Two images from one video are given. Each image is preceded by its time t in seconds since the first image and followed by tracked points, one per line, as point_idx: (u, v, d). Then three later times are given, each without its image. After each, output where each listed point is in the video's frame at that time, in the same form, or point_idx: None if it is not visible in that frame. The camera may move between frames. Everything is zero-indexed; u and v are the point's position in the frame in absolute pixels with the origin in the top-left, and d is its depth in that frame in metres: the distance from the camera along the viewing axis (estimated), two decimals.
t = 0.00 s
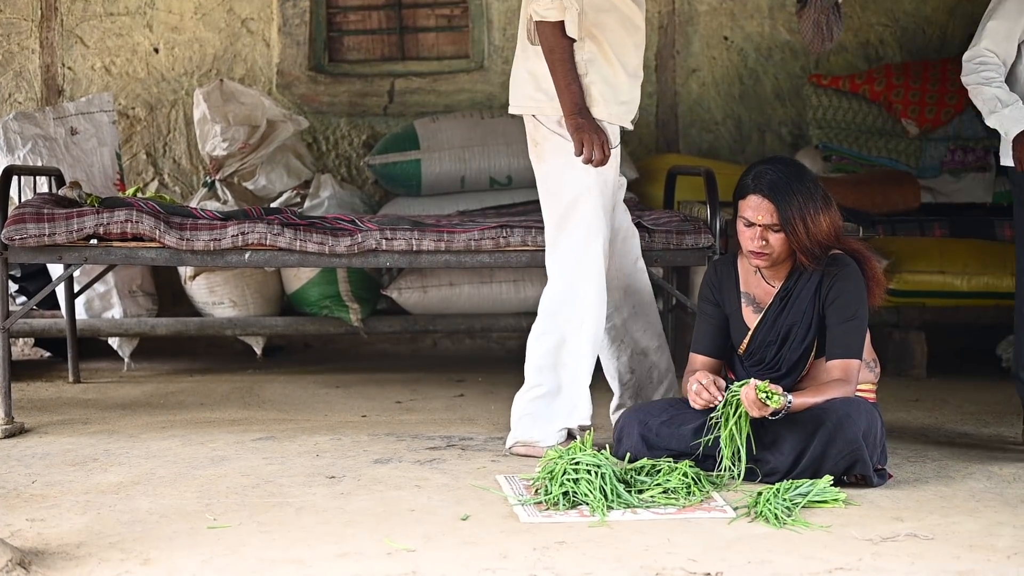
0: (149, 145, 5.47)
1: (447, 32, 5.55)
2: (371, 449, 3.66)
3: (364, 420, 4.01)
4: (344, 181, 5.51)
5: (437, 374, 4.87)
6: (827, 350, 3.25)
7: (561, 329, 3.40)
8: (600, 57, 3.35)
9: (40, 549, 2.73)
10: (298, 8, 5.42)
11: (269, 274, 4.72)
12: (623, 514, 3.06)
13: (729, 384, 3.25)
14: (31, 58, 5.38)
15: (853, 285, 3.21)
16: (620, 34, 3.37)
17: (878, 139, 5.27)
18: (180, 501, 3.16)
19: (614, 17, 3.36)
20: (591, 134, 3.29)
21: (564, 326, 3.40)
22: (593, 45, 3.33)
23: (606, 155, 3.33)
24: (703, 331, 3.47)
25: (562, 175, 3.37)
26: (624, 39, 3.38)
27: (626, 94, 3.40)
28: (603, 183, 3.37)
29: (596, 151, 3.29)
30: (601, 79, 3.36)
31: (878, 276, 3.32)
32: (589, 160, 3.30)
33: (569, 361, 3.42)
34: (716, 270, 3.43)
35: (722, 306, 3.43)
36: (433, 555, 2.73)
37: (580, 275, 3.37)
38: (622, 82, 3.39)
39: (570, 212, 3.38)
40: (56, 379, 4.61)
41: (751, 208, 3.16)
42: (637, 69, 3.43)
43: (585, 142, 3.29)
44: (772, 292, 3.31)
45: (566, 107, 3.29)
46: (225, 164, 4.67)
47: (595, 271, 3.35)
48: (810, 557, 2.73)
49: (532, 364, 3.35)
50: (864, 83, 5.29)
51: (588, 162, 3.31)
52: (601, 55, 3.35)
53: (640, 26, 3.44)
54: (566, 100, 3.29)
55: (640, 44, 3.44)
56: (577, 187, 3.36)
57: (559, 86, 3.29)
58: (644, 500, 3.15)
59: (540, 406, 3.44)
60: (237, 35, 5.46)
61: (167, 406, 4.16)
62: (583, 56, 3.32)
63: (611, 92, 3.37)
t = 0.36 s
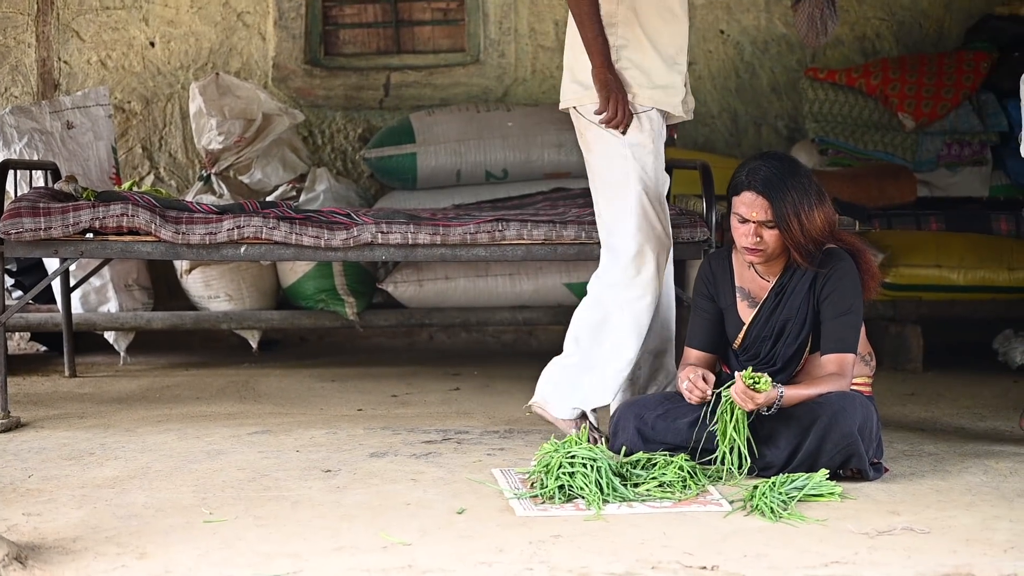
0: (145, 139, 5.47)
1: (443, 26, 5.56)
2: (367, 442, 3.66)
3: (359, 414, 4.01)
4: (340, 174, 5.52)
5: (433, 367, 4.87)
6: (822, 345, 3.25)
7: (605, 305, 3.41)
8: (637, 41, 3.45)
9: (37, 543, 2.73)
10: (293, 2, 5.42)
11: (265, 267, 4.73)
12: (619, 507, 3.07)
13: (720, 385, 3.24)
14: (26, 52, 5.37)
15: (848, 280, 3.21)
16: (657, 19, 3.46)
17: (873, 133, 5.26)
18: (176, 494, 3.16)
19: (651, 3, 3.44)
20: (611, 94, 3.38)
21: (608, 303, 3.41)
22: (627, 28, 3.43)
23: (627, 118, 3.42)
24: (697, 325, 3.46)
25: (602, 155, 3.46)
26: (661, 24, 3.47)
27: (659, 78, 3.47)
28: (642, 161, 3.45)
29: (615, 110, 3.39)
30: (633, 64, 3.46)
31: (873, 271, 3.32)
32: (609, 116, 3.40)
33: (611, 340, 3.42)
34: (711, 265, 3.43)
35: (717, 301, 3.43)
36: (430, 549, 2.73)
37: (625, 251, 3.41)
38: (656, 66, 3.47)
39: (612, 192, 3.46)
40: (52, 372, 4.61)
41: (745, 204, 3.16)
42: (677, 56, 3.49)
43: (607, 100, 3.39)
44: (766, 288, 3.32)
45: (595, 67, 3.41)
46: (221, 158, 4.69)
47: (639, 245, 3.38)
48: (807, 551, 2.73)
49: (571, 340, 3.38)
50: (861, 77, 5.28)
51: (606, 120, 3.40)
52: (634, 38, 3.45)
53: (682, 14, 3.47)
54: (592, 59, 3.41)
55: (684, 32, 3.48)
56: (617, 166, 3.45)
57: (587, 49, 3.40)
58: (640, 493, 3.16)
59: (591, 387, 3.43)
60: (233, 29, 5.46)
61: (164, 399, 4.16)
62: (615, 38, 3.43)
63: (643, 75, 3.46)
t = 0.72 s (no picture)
0: (131, 128, 5.46)
1: (429, 15, 5.55)
2: (353, 431, 3.66)
3: (346, 403, 4.02)
4: (326, 163, 5.52)
5: (419, 356, 4.87)
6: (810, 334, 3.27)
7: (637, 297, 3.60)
8: (648, 31, 3.60)
9: (23, 532, 2.73)
10: None
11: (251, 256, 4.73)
12: (605, 495, 3.08)
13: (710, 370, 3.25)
14: (12, 41, 5.38)
15: (838, 269, 3.23)
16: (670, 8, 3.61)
17: (858, 121, 5.26)
18: (162, 483, 3.16)
19: None
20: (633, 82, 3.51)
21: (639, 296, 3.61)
22: (642, 17, 3.57)
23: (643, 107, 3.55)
24: (685, 313, 3.47)
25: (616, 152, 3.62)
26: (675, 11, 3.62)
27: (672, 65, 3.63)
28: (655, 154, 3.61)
29: (634, 98, 3.51)
30: (651, 53, 3.61)
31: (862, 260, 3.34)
32: (625, 104, 3.52)
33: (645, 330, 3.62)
34: (699, 253, 3.43)
35: (705, 289, 3.43)
36: (416, 537, 2.74)
37: (655, 244, 3.61)
38: (670, 54, 3.63)
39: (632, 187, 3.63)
40: (37, 361, 4.61)
41: (740, 194, 3.16)
42: (686, 45, 3.67)
43: (624, 88, 3.52)
44: (756, 275, 3.32)
45: (614, 53, 3.52)
46: (207, 146, 4.69)
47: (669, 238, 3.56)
48: (793, 539, 2.74)
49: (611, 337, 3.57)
50: (847, 65, 5.30)
51: (626, 108, 3.53)
52: (649, 28, 3.59)
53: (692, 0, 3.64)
54: (613, 45, 3.52)
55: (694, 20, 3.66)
56: (633, 163, 3.61)
57: (609, 35, 3.51)
58: (626, 482, 3.17)
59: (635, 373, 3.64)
60: (219, 18, 5.45)
61: (150, 388, 4.16)
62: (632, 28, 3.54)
63: (659, 64, 3.62)
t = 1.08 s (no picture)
0: (107, 110, 5.46)
1: None
2: (331, 414, 3.67)
3: (324, 385, 4.03)
4: (303, 145, 5.53)
5: (397, 338, 4.88)
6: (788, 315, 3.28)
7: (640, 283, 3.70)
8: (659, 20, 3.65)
9: None
10: None
11: (229, 238, 4.73)
12: (582, 477, 3.08)
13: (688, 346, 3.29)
14: None
15: (817, 251, 3.25)
16: None
17: (836, 104, 5.24)
18: (139, 466, 3.16)
19: None
20: (658, 92, 3.58)
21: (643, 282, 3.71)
22: (654, 9, 3.62)
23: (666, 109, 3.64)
24: (663, 294, 3.47)
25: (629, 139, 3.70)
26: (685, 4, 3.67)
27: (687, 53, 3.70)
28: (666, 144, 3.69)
29: (658, 107, 3.60)
30: (665, 42, 3.67)
31: (841, 242, 3.35)
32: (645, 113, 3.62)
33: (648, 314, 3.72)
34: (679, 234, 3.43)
35: (684, 270, 3.43)
36: (393, 519, 2.74)
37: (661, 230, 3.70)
38: (683, 42, 3.69)
39: (644, 172, 3.73)
40: (14, 344, 4.60)
41: (722, 176, 3.17)
42: (698, 31, 3.73)
43: (642, 97, 3.60)
44: (736, 257, 3.32)
45: (632, 59, 3.56)
46: (184, 128, 4.70)
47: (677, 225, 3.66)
48: (770, 520, 2.75)
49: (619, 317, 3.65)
50: (825, 47, 5.26)
51: (651, 117, 3.63)
52: (662, 19, 3.65)
53: None
54: (632, 55, 3.57)
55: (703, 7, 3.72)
56: (646, 150, 3.69)
57: (629, 46, 3.55)
58: (604, 464, 3.17)
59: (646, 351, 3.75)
60: None
61: (127, 370, 4.16)
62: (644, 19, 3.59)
63: (674, 54, 3.68)
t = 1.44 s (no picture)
0: (87, 98, 5.47)
1: None
2: (311, 402, 3.67)
3: (304, 373, 4.03)
4: (284, 134, 5.56)
5: (376, 327, 4.88)
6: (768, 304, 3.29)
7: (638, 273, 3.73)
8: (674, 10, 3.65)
9: None
10: None
11: (209, 227, 4.74)
12: (563, 466, 3.07)
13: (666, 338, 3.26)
14: None
15: (797, 240, 3.25)
16: None
17: (816, 92, 5.30)
18: (119, 455, 3.15)
19: None
20: (672, 87, 3.58)
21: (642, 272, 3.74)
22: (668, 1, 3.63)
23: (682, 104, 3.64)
24: (644, 284, 3.47)
25: (639, 131, 3.71)
26: None
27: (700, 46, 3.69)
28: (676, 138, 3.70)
29: (673, 102, 3.60)
30: (680, 34, 3.66)
31: (820, 230, 3.36)
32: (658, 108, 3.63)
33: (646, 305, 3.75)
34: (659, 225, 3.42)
35: (664, 261, 3.43)
36: (375, 507, 2.68)
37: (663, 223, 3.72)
38: (698, 34, 3.68)
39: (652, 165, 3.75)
40: None
41: (699, 168, 3.16)
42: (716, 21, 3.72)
43: (656, 92, 3.61)
44: (714, 247, 3.33)
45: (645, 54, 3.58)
46: (164, 117, 4.73)
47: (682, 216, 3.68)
48: (748, 508, 2.69)
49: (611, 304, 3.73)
50: (805, 36, 5.32)
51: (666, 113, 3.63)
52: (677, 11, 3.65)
53: None
54: (645, 51, 3.58)
55: None
56: (656, 143, 3.71)
57: (643, 43, 3.57)
58: (585, 452, 3.16)
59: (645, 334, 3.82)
60: None
61: (107, 359, 4.16)
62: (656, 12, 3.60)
63: (689, 46, 3.67)
